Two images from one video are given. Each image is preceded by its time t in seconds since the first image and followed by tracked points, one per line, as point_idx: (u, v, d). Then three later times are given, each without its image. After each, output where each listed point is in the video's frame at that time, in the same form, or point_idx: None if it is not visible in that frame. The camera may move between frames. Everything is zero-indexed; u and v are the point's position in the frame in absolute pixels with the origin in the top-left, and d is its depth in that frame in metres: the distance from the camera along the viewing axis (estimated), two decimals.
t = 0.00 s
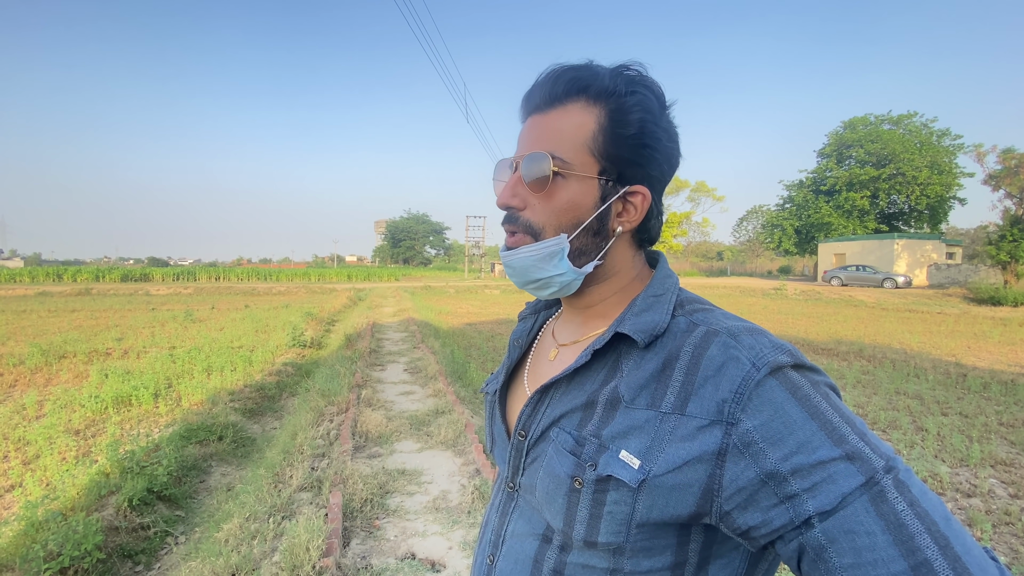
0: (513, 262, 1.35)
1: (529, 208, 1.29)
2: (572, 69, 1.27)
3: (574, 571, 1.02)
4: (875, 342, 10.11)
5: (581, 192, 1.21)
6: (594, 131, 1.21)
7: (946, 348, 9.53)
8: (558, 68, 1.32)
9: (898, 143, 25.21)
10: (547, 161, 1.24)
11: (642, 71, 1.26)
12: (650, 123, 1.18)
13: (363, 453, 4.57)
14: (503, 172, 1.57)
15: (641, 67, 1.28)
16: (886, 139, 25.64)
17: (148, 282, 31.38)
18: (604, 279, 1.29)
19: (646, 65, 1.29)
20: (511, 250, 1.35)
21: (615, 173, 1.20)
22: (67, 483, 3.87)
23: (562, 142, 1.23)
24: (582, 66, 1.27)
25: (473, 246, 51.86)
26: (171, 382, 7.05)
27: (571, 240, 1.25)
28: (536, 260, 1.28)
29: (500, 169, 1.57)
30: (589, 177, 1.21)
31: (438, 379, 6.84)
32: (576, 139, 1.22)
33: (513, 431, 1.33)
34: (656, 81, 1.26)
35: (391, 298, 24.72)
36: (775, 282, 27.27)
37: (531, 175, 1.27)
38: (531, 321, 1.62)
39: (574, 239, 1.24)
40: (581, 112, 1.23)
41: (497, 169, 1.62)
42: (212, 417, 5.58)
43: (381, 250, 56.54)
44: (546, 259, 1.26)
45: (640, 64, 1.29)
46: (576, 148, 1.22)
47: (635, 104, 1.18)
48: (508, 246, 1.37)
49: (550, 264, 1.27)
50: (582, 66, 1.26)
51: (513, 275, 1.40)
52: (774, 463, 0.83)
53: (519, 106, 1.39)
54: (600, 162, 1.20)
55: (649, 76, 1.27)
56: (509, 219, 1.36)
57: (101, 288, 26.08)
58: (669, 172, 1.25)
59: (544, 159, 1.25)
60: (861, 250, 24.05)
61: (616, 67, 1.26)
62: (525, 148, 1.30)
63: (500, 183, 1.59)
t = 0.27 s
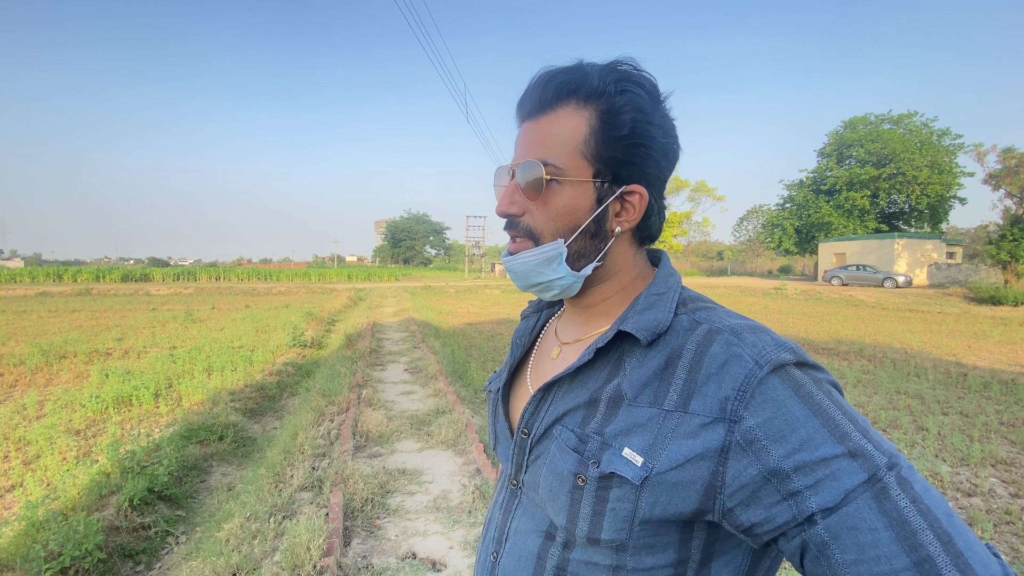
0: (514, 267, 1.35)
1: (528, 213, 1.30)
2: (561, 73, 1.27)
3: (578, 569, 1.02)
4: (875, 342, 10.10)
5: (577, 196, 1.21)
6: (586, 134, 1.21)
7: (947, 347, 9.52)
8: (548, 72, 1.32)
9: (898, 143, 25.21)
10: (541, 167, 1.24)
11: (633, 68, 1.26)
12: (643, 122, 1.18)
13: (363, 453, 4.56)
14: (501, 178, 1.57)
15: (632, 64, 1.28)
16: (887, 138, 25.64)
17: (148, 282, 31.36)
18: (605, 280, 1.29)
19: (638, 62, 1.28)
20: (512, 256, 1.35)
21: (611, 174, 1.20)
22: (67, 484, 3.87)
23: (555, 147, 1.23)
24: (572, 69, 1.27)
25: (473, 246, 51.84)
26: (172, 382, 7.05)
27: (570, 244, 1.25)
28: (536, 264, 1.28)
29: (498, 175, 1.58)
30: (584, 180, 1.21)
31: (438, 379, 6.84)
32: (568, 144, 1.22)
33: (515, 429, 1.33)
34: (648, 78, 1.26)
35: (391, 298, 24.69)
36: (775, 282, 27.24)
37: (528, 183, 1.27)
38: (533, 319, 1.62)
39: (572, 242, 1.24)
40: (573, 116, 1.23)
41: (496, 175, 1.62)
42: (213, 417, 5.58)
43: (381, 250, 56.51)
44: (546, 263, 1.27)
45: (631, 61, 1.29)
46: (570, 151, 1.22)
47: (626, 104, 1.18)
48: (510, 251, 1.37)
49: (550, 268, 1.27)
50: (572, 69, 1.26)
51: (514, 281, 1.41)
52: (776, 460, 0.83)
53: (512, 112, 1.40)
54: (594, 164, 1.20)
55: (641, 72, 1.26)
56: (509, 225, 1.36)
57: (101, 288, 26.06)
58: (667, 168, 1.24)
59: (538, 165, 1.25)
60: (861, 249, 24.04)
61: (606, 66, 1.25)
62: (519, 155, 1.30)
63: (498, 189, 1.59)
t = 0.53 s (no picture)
0: (517, 265, 1.35)
1: (531, 211, 1.30)
2: (568, 71, 1.27)
3: (581, 568, 1.02)
4: (876, 342, 10.09)
5: (580, 194, 1.21)
6: (591, 132, 1.20)
7: (948, 347, 9.51)
8: (554, 70, 1.31)
9: (899, 143, 25.20)
10: (545, 165, 1.24)
11: (640, 67, 1.26)
12: (648, 121, 1.17)
13: (364, 453, 4.56)
14: (505, 175, 1.57)
15: (639, 64, 1.27)
16: (887, 138, 25.63)
17: (149, 282, 31.35)
18: (608, 279, 1.29)
19: (644, 61, 1.28)
20: (515, 253, 1.35)
21: (615, 173, 1.20)
22: (68, 484, 3.86)
23: (560, 145, 1.23)
24: (578, 67, 1.27)
25: (473, 245, 51.86)
26: (172, 382, 7.05)
27: (573, 242, 1.25)
28: (539, 261, 1.28)
29: (503, 173, 1.58)
30: (588, 178, 1.20)
31: (439, 379, 6.84)
32: (573, 142, 1.22)
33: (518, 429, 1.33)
34: (654, 77, 1.25)
35: (391, 298, 24.68)
36: (776, 282, 27.21)
37: (531, 181, 1.27)
38: (536, 319, 1.62)
39: (575, 240, 1.24)
40: (578, 114, 1.23)
41: (500, 172, 1.62)
42: (213, 417, 5.58)
43: (381, 250, 56.50)
44: (548, 261, 1.27)
45: (637, 61, 1.28)
46: (574, 150, 1.22)
47: (632, 103, 1.18)
48: (513, 249, 1.37)
49: (553, 266, 1.27)
50: (578, 67, 1.26)
51: (517, 278, 1.41)
52: (780, 459, 0.83)
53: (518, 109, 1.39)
54: (598, 163, 1.20)
55: (647, 71, 1.25)
56: (512, 222, 1.36)
57: (101, 288, 26.05)
58: (671, 169, 1.24)
59: (542, 163, 1.25)
60: (861, 249, 24.03)
61: (612, 66, 1.25)
62: (524, 153, 1.30)
63: (503, 186, 1.59)
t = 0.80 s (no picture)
0: (519, 264, 1.35)
1: (535, 210, 1.30)
2: (573, 71, 1.27)
3: (584, 568, 1.02)
4: (877, 342, 10.09)
5: (584, 194, 1.21)
6: (596, 133, 1.21)
7: (948, 346, 9.51)
8: (559, 71, 1.31)
9: (899, 142, 25.18)
10: (549, 164, 1.24)
11: (645, 69, 1.26)
12: (652, 122, 1.17)
13: (365, 453, 4.57)
14: (509, 175, 1.57)
15: (644, 65, 1.28)
16: (888, 137, 25.61)
17: (149, 283, 31.33)
18: (610, 279, 1.29)
19: (649, 63, 1.28)
20: (517, 252, 1.35)
21: (619, 173, 1.20)
22: (69, 484, 3.87)
23: (565, 145, 1.23)
24: (584, 68, 1.27)
25: (474, 245, 51.87)
26: (173, 382, 7.05)
27: (576, 242, 1.25)
28: (541, 260, 1.28)
29: (507, 172, 1.58)
30: (592, 179, 1.21)
31: (439, 379, 6.85)
32: (578, 141, 1.22)
33: (520, 429, 1.33)
34: (659, 79, 1.26)
35: (392, 299, 24.67)
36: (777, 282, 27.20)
37: (536, 181, 1.27)
38: (538, 320, 1.62)
39: (578, 239, 1.24)
40: (583, 115, 1.23)
41: (504, 172, 1.62)
42: (214, 417, 5.59)
43: (382, 251, 56.50)
44: (552, 260, 1.27)
45: (643, 63, 1.28)
46: (579, 150, 1.22)
47: (636, 104, 1.18)
48: (516, 248, 1.37)
49: (556, 265, 1.27)
50: (584, 68, 1.26)
51: (520, 277, 1.41)
52: (782, 459, 0.83)
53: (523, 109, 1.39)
54: (602, 163, 1.20)
55: (652, 73, 1.26)
56: (515, 222, 1.36)
57: (102, 288, 26.06)
58: (675, 170, 1.24)
59: (547, 163, 1.25)
60: (862, 249, 24.02)
61: (616, 67, 1.25)
62: (529, 152, 1.30)
63: (506, 186, 1.59)
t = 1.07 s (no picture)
0: (522, 262, 1.35)
1: (538, 210, 1.30)
2: (578, 72, 1.27)
3: (584, 568, 1.02)
4: (877, 341, 10.09)
5: (588, 194, 1.21)
6: (600, 133, 1.20)
7: (949, 346, 9.51)
8: (564, 72, 1.32)
9: (900, 142, 25.17)
10: (553, 164, 1.25)
11: (649, 71, 1.26)
12: (657, 123, 1.17)
13: (365, 453, 4.57)
14: (513, 176, 1.58)
15: (649, 68, 1.28)
16: (888, 137, 25.60)
17: (150, 283, 31.34)
18: (613, 279, 1.29)
19: (654, 65, 1.28)
20: (520, 251, 1.35)
21: (622, 174, 1.20)
22: (70, 484, 3.87)
23: (568, 145, 1.23)
24: (588, 69, 1.27)
25: (474, 246, 51.91)
26: (174, 383, 7.06)
27: (579, 241, 1.25)
28: (545, 259, 1.28)
29: (510, 172, 1.58)
30: (596, 179, 1.21)
31: (440, 379, 6.86)
32: (583, 142, 1.22)
33: (521, 428, 1.33)
34: (663, 81, 1.26)
35: (392, 299, 24.68)
36: (777, 282, 27.18)
37: (539, 180, 1.27)
38: (540, 319, 1.62)
39: (581, 239, 1.24)
40: (587, 115, 1.23)
41: (508, 172, 1.62)
42: (214, 418, 5.59)
43: (382, 251, 56.52)
44: (555, 260, 1.27)
45: (648, 64, 1.28)
46: (582, 151, 1.22)
47: (641, 105, 1.18)
48: (519, 247, 1.37)
49: (558, 264, 1.27)
50: (588, 69, 1.26)
51: (523, 276, 1.41)
52: (783, 459, 0.83)
53: (528, 110, 1.40)
54: (606, 163, 1.20)
55: (657, 75, 1.26)
56: (519, 221, 1.36)
57: (103, 289, 26.09)
58: (678, 171, 1.24)
59: (551, 163, 1.25)
60: (862, 249, 24.02)
61: (621, 69, 1.25)
62: (533, 153, 1.31)
63: (510, 186, 1.59)
